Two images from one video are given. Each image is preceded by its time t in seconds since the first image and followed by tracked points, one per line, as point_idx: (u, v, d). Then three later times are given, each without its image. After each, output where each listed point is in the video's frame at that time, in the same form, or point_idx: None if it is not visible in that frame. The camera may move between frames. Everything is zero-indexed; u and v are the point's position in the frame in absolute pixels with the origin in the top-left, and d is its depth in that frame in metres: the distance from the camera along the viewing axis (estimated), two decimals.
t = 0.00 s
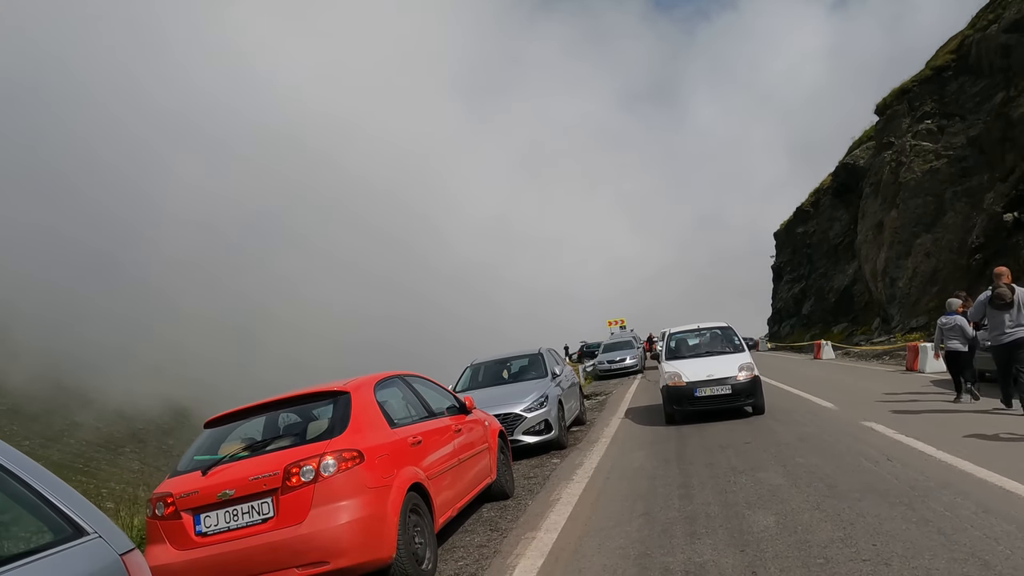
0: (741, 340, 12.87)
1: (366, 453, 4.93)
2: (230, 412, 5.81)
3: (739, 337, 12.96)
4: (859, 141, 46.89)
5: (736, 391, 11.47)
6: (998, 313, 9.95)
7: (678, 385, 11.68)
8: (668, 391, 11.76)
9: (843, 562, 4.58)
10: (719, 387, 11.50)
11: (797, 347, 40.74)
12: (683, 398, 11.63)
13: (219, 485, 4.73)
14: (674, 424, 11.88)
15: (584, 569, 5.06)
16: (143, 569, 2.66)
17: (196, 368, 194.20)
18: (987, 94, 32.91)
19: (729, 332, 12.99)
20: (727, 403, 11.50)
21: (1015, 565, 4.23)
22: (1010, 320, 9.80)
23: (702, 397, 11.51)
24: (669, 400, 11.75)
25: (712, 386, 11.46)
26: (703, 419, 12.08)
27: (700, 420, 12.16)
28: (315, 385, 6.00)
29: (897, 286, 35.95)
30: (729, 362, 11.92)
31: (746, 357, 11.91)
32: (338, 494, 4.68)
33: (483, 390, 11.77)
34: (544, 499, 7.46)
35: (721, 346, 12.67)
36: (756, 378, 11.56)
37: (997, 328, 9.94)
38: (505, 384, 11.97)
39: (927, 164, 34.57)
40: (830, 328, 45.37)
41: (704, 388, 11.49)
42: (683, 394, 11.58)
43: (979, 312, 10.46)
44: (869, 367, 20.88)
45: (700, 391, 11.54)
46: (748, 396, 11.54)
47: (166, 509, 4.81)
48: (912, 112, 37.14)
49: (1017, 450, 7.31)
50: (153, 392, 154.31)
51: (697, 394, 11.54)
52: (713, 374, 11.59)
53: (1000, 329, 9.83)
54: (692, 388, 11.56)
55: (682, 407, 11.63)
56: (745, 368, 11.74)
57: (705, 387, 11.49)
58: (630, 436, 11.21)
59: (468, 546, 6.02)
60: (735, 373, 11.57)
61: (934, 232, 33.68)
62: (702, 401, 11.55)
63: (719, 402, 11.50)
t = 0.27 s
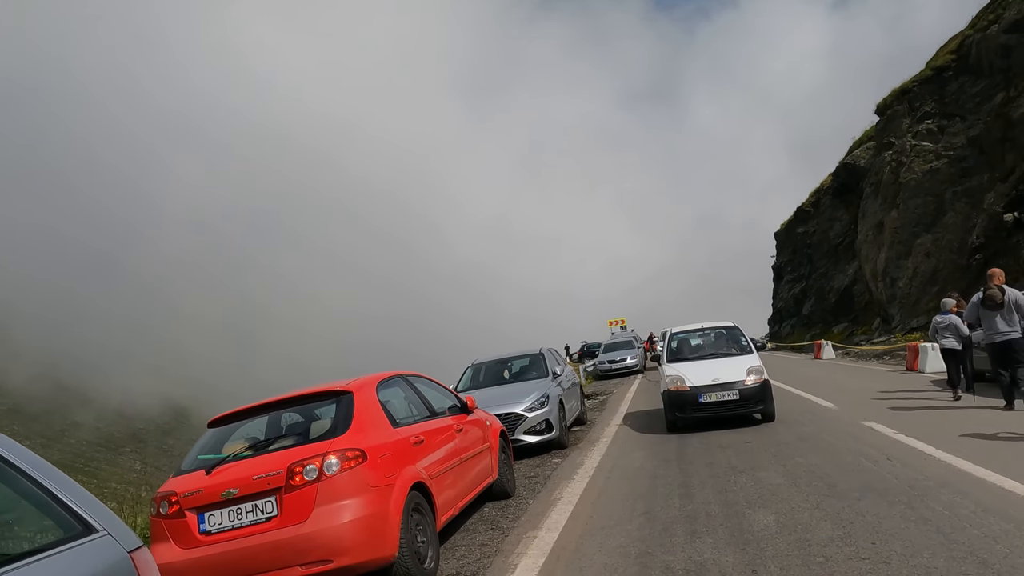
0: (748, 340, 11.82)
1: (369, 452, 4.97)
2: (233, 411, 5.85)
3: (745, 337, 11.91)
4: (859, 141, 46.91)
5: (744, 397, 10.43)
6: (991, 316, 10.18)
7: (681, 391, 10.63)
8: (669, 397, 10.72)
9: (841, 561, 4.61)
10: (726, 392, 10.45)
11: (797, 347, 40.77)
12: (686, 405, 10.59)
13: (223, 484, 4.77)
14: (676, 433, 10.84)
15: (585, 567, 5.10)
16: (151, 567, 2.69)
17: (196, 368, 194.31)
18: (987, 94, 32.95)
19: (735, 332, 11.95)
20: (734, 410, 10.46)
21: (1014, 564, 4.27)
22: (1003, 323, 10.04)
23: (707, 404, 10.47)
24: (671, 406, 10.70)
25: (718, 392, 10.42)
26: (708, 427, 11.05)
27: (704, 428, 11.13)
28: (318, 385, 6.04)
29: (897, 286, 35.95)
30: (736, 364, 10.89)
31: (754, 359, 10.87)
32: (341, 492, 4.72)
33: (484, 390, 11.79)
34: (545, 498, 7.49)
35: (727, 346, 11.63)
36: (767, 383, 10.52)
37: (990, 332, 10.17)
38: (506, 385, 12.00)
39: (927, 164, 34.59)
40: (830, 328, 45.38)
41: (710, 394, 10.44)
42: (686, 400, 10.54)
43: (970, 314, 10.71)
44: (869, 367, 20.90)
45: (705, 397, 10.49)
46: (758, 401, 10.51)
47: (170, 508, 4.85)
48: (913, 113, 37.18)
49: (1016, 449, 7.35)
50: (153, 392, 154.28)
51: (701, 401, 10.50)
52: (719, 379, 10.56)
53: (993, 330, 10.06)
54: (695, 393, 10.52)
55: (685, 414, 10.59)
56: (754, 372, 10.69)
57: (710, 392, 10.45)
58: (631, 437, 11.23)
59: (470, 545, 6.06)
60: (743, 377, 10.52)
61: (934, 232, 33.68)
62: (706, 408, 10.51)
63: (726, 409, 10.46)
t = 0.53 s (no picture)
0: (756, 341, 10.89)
1: (367, 452, 4.94)
2: (231, 411, 5.82)
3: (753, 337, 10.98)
4: (860, 141, 46.88)
5: (754, 403, 9.51)
6: (989, 314, 10.40)
7: (684, 397, 9.70)
8: (671, 403, 9.77)
9: (843, 562, 4.58)
10: (733, 397, 9.53)
11: (798, 347, 40.74)
12: (690, 411, 9.65)
13: (221, 484, 4.75)
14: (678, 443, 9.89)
15: (585, 567, 5.08)
16: (147, 567, 2.67)
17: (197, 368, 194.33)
18: (987, 94, 32.93)
19: (741, 331, 11.02)
20: (744, 417, 9.53)
21: (1017, 564, 4.24)
22: (999, 322, 10.27)
23: (713, 411, 9.53)
24: (674, 413, 9.75)
25: (725, 396, 9.51)
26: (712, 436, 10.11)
27: (708, 436, 10.19)
28: (317, 384, 6.01)
29: (898, 286, 35.90)
30: (744, 367, 9.98)
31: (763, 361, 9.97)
32: (340, 492, 4.69)
33: (484, 390, 11.76)
34: (545, 498, 7.48)
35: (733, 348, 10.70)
36: (778, 388, 9.61)
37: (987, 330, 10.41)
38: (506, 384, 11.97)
39: (928, 164, 34.54)
40: (831, 328, 45.33)
41: (716, 399, 9.52)
42: (690, 407, 9.61)
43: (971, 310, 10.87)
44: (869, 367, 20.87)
45: (712, 403, 9.57)
46: (768, 408, 9.61)
47: (168, 508, 4.82)
48: (913, 112, 37.14)
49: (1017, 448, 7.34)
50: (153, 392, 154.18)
51: (707, 408, 9.57)
52: (726, 383, 9.63)
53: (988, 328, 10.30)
54: (700, 398, 9.60)
55: (689, 421, 9.65)
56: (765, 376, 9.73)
57: (717, 398, 9.54)
58: (631, 437, 11.18)
59: (469, 544, 6.03)
60: (752, 381, 9.61)
61: (935, 232, 33.62)
62: (713, 415, 9.58)
63: (734, 416, 9.54)
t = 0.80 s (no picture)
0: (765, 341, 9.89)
1: (367, 452, 4.93)
2: (231, 411, 5.81)
3: (762, 337, 9.97)
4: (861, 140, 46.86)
5: (766, 411, 8.51)
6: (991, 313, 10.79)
7: (688, 404, 8.69)
8: (674, 411, 8.77)
9: (844, 562, 4.57)
10: (743, 405, 8.54)
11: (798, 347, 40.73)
12: (695, 421, 8.65)
13: (221, 484, 4.74)
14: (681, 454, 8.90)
15: (585, 567, 5.07)
16: (146, 567, 2.66)
17: (197, 368, 194.32)
18: (988, 94, 32.92)
19: (749, 330, 10.00)
20: (755, 427, 8.53)
21: (1017, 564, 4.24)
22: (999, 320, 10.69)
23: (721, 420, 8.53)
24: (677, 422, 8.74)
25: (733, 403, 8.52)
26: (719, 446, 9.13)
27: (714, 446, 9.21)
28: (317, 384, 5.99)
29: (898, 286, 35.86)
30: (754, 370, 8.98)
31: (775, 364, 8.97)
32: (340, 492, 4.69)
33: (485, 390, 11.75)
34: (545, 498, 7.46)
35: (740, 348, 9.69)
36: (792, 393, 8.63)
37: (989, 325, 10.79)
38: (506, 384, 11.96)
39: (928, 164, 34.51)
40: (831, 328, 45.30)
41: (724, 406, 8.53)
42: (695, 416, 8.59)
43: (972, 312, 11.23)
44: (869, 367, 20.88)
45: (719, 411, 8.57)
46: (782, 416, 8.62)
47: (167, 508, 4.82)
48: (914, 112, 37.12)
49: (1017, 448, 7.34)
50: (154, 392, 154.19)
51: (714, 416, 8.57)
52: (735, 389, 8.64)
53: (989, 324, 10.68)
54: (707, 406, 8.59)
55: (694, 431, 8.67)
56: (778, 381, 8.75)
57: (725, 405, 8.54)
58: (632, 436, 11.15)
59: (469, 544, 6.02)
60: (764, 387, 8.61)
61: (936, 232, 33.58)
62: (720, 424, 8.59)
63: (744, 425, 8.55)
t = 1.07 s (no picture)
0: (776, 342, 9.02)
1: (368, 452, 4.94)
2: (232, 410, 5.83)
3: (772, 338, 9.10)
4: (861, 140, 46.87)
5: (780, 420, 7.69)
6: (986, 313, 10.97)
7: (693, 411, 7.87)
8: (677, 420, 7.95)
9: (844, 563, 4.57)
10: (753, 412, 7.71)
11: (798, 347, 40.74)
12: (700, 430, 7.82)
13: (221, 484, 4.74)
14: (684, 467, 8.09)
15: (586, 567, 5.07)
16: (147, 567, 2.66)
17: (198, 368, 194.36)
18: (988, 94, 32.92)
19: (757, 331, 9.15)
20: (766, 437, 7.71)
21: (1017, 563, 4.25)
22: (992, 320, 10.88)
23: (730, 429, 7.71)
24: (680, 432, 7.92)
25: (742, 411, 7.70)
26: (726, 458, 8.31)
27: (720, 457, 8.39)
28: (317, 384, 5.98)
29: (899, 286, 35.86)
30: (764, 375, 8.15)
31: (788, 369, 8.15)
32: (340, 492, 4.69)
33: (486, 390, 11.77)
34: (545, 498, 7.46)
35: (748, 350, 8.84)
36: (808, 400, 7.80)
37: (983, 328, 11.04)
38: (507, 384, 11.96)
39: (929, 164, 34.49)
40: (832, 328, 45.30)
41: (732, 414, 7.70)
42: (700, 424, 7.78)
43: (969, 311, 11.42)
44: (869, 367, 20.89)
45: (727, 420, 7.74)
46: (796, 425, 7.80)
47: (168, 508, 4.82)
48: (914, 112, 37.12)
49: (1017, 448, 7.36)
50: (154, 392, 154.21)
51: (722, 425, 7.74)
52: (744, 395, 7.82)
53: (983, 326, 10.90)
54: (713, 414, 7.77)
55: (698, 442, 7.85)
56: (791, 386, 7.93)
57: (734, 413, 7.71)
58: (632, 436, 11.16)
59: (470, 545, 6.02)
60: (777, 393, 7.79)
61: (936, 232, 33.54)
62: (728, 434, 7.78)
63: (755, 435, 7.72)
